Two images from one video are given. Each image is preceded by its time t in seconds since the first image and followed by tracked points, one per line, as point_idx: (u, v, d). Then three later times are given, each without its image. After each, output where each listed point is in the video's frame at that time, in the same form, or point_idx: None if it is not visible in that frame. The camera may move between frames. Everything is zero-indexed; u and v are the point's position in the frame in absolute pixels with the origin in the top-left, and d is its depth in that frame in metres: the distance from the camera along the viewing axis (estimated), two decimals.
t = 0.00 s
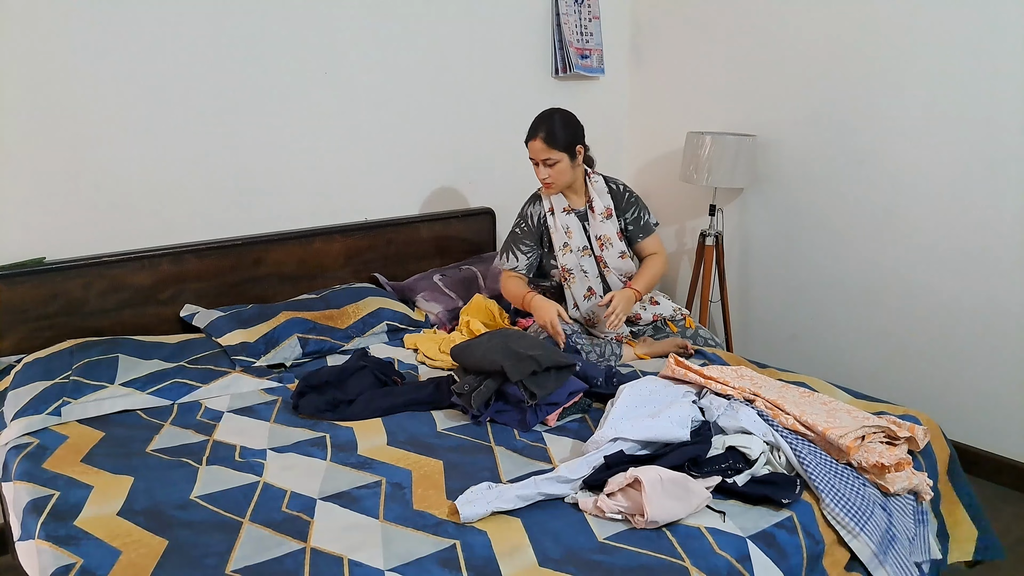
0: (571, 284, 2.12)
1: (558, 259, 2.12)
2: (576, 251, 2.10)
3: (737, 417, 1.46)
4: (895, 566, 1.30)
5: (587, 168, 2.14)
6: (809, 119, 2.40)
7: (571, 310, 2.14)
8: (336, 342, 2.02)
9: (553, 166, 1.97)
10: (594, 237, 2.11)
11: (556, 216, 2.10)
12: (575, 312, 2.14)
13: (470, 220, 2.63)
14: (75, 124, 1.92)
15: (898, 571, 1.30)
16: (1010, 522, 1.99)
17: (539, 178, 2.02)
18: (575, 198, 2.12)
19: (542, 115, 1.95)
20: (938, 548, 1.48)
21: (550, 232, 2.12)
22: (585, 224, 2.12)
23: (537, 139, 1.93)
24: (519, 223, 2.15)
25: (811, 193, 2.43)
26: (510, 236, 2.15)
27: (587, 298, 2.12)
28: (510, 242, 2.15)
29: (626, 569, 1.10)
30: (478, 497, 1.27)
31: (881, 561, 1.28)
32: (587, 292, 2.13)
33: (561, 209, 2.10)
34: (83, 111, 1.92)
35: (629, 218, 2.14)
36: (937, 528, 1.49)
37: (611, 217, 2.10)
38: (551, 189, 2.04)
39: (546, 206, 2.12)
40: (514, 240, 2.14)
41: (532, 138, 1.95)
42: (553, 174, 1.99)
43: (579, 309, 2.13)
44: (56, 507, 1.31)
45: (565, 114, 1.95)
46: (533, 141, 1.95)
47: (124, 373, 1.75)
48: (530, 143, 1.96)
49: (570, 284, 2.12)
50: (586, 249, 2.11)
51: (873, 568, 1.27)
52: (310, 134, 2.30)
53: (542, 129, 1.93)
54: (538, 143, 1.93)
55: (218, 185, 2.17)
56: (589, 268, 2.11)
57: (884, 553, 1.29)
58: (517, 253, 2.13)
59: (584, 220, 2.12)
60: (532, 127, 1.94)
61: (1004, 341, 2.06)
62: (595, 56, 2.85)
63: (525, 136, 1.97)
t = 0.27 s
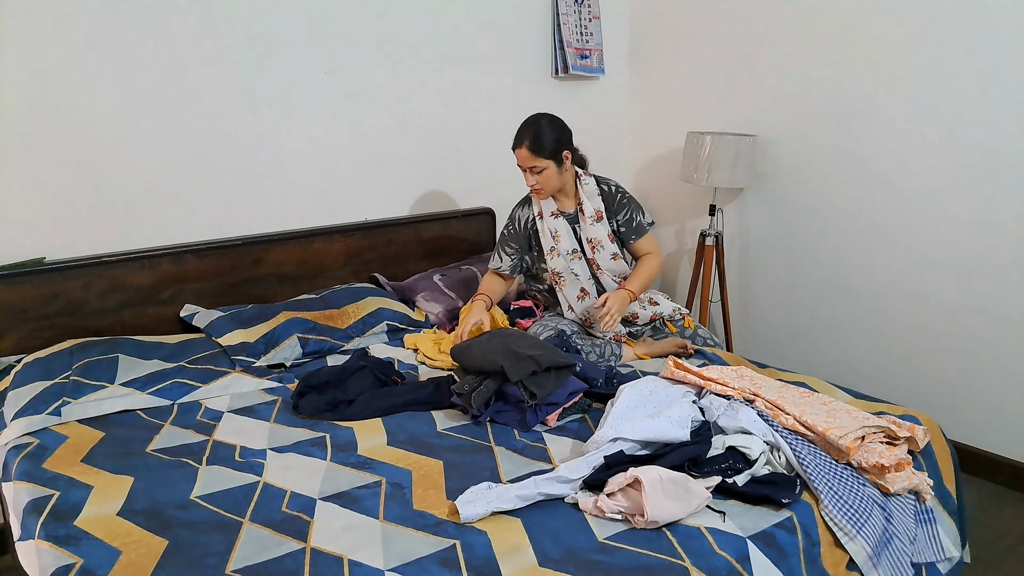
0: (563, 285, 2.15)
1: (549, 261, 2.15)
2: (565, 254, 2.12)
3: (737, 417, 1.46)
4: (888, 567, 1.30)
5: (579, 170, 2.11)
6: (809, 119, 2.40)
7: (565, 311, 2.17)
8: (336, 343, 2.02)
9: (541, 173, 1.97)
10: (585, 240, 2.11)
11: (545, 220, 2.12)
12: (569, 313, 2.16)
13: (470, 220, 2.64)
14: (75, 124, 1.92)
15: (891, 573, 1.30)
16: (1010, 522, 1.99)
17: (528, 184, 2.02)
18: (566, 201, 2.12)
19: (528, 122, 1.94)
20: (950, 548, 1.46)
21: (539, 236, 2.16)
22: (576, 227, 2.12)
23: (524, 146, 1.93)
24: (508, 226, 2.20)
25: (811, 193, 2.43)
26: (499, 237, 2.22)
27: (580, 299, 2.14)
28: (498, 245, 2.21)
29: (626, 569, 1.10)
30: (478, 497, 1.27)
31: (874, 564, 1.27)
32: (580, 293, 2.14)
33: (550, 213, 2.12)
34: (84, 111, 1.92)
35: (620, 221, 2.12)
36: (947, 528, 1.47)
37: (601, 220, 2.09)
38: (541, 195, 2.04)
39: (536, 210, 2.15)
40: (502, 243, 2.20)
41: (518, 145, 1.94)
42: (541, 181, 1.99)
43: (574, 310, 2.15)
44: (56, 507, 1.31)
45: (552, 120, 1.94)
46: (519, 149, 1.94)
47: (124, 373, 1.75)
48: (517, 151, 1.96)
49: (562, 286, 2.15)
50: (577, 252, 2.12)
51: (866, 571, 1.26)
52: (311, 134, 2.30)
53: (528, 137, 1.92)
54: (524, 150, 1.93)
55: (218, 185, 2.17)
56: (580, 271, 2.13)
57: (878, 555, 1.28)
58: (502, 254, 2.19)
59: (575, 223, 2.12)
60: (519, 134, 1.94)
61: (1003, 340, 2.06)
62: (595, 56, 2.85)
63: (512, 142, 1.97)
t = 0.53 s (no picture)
0: (558, 281, 2.16)
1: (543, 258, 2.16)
2: (559, 251, 2.13)
3: (738, 417, 1.46)
4: (885, 568, 1.30)
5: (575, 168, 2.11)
6: (809, 119, 2.40)
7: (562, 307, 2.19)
8: (336, 343, 2.02)
9: (541, 171, 1.97)
10: (579, 237, 2.11)
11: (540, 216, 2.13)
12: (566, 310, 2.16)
13: (470, 220, 2.64)
14: (75, 124, 1.92)
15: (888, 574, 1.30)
16: (1010, 523, 1.99)
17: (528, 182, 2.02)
18: (561, 199, 2.12)
19: (526, 121, 1.93)
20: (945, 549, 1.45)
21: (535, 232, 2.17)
22: (571, 224, 2.13)
23: (523, 145, 1.93)
24: (504, 221, 2.24)
25: (810, 193, 2.43)
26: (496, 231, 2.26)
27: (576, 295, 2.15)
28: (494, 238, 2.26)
29: (626, 569, 1.10)
30: (478, 497, 1.27)
31: (872, 565, 1.27)
32: (576, 289, 2.15)
33: (545, 211, 2.12)
34: (83, 111, 1.93)
35: (613, 219, 2.11)
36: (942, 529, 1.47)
37: (594, 218, 2.08)
38: (540, 192, 2.05)
39: (532, 206, 2.16)
40: (497, 237, 2.24)
41: (517, 144, 1.94)
42: (541, 178, 1.99)
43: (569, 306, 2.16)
44: (56, 507, 1.31)
45: (550, 118, 1.94)
46: (518, 147, 1.94)
47: (124, 373, 1.75)
48: (516, 150, 1.95)
49: (556, 282, 2.17)
50: (571, 249, 2.12)
51: (863, 571, 1.26)
52: (311, 134, 2.30)
53: (527, 136, 1.92)
54: (524, 149, 1.93)
55: (218, 185, 2.17)
56: (574, 267, 2.13)
57: (875, 556, 1.28)
58: (498, 247, 2.22)
59: (569, 221, 2.13)
60: (517, 134, 1.94)
61: (1003, 341, 2.06)
62: (594, 56, 2.85)
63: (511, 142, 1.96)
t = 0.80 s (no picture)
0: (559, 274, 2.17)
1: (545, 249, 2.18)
2: (562, 242, 2.14)
3: (737, 417, 1.46)
4: (893, 566, 1.29)
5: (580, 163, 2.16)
6: (809, 119, 2.40)
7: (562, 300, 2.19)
8: (336, 342, 2.02)
9: (551, 160, 2.02)
10: (580, 229, 2.13)
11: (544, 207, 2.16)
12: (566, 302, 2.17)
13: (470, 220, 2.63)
14: (75, 124, 1.92)
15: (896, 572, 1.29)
16: (1010, 523, 1.99)
17: (537, 172, 2.07)
18: (565, 191, 2.15)
19: (539, 111, 1.98)
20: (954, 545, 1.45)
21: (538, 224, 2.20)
22: (573, 217, 2.15)
23: (536, 134, 1.97)
24: (508, 211, 2.28)
25: (810, 193, 2.43)
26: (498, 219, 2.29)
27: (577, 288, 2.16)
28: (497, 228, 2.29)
29: (626, 569, 1.10)
30: (478, 497, 1.27)
31: (878, 563, 1.27)
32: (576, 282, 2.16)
33: (549, 203, 2.15)
34: (83, 111, 1.92)
35: (611, 211, 2.12)
36: (949, 524, 1.49)
37: (596, 210, 2.11)
38: (548, 182, 2.09)
39: (537, 198, 2.20)
40: (500, 227, 2.27)
41: (530, 133, 1.99)
42: (551, 168, 2.04)
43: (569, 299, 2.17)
44: (56, 507, 1.31)
45: (560, 108, 1.99)
46: (531, 136, 1.98)
47: (124, 374, 1.75)
48: (528, 139, 2.00)
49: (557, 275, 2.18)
50: (572, 241, 2.13)
51: (869, 570, 1.27)
52: (311, 135, 2.30)
53: (540, 125, 1.97)
54: (537, 137, 1.97)
55: (218, 185, 2.17)
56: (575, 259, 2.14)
57: (881, 554, 1.28)
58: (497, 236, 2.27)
59: (572, 214, 2.15)
60: (530, 124, 1.98)
61: (1003, 340, 2.06)
62: (594, 56, 2.85)
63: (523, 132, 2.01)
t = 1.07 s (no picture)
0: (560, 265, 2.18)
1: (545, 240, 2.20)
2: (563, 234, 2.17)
3: (738, 417, 1.46)
4: (885, 566, 1.29)
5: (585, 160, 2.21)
6: (809, 119, 2.40)
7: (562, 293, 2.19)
8: (336, 343, 2.02)
9: (566, 151, 2.06)
10: (580, 221, 2.16)
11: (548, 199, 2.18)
12: (565, 294, 2.18)
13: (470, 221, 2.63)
14: (75, 125, 1.92)
15: (889, 573, 1.29)
16: (1010, 523, 1.99)
17: (550, 163, 2.10)
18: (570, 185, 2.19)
19: (557, 102, 2.04)
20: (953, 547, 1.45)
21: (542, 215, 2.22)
22: (575, 211, 2.17)
23: (555, 122, 2.02)
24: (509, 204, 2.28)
25: (810, 193, 2.43)
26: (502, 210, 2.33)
27: (577, 280, 2.16)
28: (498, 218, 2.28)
29: (626, 569, 1.10)
30: (478, 497, 1.27)
31: (871, 565, 1.27)
32: (577, 274, 2.17)
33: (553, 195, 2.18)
34: (83, 111, 1.92)
35: (607, 205, 2.14)
36: (954, 530, 1.48)
37: (595, 203, 2.13)
38: (559, 174, 2.12)
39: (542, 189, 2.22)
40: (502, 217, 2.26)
41: (547, 122, 2.03)
42: (564, 159, 2.07)
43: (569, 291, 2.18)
44: (56, 507, 1.31)
45: (573, 101, 2.06)
46: (548, 125, 2.03)
47: (124, 373, 1.75)
48: (545, 129, 2.04)
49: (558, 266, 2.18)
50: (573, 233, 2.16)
51: (863, 571, 1.26)
52: (311, 135, 2.30)
53: (558, 115, 2.02)
54: (556, 126, 2.02)
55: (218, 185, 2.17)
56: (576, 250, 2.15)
57: (876, 555, 1.28)
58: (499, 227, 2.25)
59: (574, 207, 2.17)
60: (548, 113, 2.03)
61: (1004, 340, 2.05)
62: (595, 56, 2.85)
63: (540, 122, 2.05)
